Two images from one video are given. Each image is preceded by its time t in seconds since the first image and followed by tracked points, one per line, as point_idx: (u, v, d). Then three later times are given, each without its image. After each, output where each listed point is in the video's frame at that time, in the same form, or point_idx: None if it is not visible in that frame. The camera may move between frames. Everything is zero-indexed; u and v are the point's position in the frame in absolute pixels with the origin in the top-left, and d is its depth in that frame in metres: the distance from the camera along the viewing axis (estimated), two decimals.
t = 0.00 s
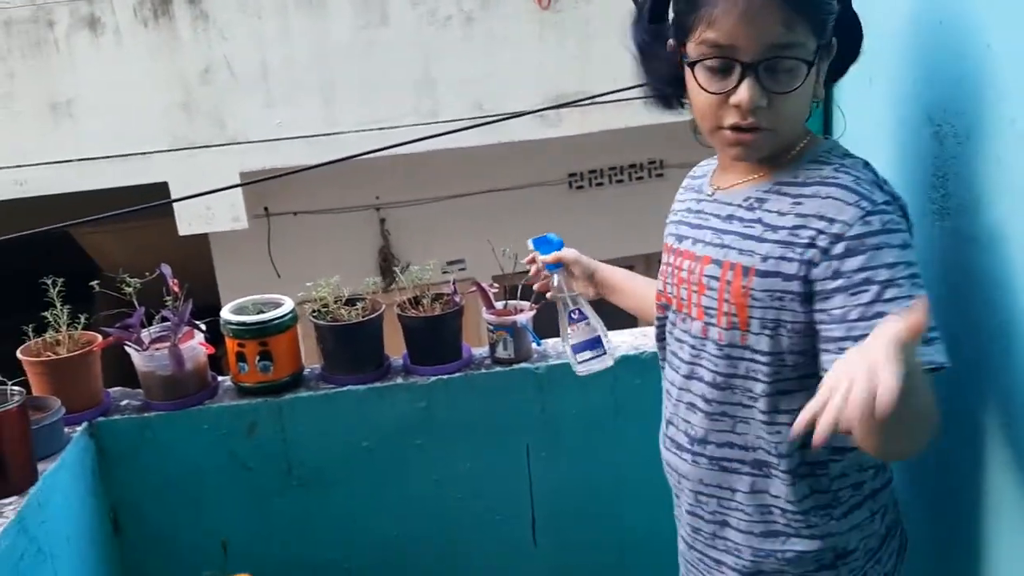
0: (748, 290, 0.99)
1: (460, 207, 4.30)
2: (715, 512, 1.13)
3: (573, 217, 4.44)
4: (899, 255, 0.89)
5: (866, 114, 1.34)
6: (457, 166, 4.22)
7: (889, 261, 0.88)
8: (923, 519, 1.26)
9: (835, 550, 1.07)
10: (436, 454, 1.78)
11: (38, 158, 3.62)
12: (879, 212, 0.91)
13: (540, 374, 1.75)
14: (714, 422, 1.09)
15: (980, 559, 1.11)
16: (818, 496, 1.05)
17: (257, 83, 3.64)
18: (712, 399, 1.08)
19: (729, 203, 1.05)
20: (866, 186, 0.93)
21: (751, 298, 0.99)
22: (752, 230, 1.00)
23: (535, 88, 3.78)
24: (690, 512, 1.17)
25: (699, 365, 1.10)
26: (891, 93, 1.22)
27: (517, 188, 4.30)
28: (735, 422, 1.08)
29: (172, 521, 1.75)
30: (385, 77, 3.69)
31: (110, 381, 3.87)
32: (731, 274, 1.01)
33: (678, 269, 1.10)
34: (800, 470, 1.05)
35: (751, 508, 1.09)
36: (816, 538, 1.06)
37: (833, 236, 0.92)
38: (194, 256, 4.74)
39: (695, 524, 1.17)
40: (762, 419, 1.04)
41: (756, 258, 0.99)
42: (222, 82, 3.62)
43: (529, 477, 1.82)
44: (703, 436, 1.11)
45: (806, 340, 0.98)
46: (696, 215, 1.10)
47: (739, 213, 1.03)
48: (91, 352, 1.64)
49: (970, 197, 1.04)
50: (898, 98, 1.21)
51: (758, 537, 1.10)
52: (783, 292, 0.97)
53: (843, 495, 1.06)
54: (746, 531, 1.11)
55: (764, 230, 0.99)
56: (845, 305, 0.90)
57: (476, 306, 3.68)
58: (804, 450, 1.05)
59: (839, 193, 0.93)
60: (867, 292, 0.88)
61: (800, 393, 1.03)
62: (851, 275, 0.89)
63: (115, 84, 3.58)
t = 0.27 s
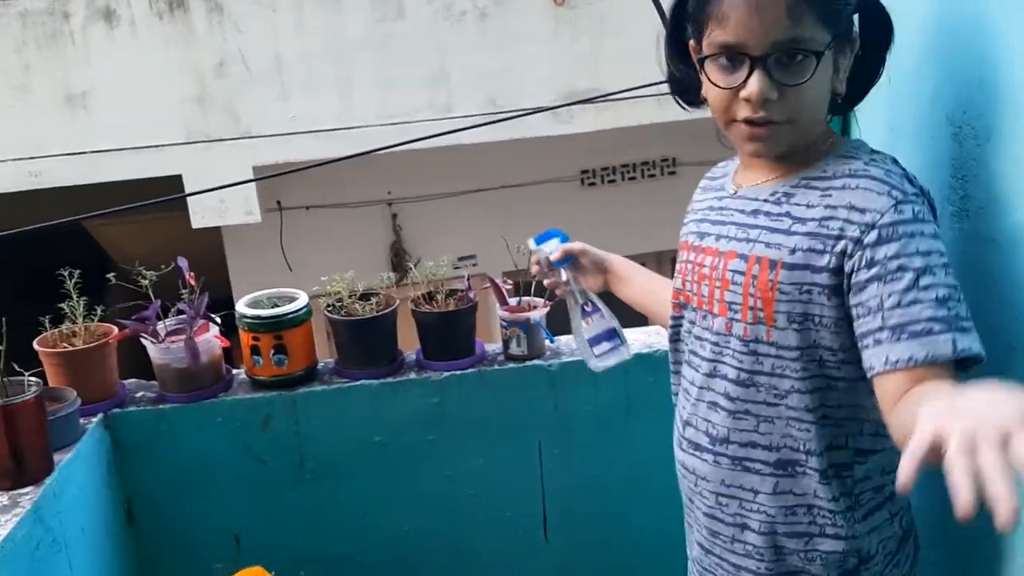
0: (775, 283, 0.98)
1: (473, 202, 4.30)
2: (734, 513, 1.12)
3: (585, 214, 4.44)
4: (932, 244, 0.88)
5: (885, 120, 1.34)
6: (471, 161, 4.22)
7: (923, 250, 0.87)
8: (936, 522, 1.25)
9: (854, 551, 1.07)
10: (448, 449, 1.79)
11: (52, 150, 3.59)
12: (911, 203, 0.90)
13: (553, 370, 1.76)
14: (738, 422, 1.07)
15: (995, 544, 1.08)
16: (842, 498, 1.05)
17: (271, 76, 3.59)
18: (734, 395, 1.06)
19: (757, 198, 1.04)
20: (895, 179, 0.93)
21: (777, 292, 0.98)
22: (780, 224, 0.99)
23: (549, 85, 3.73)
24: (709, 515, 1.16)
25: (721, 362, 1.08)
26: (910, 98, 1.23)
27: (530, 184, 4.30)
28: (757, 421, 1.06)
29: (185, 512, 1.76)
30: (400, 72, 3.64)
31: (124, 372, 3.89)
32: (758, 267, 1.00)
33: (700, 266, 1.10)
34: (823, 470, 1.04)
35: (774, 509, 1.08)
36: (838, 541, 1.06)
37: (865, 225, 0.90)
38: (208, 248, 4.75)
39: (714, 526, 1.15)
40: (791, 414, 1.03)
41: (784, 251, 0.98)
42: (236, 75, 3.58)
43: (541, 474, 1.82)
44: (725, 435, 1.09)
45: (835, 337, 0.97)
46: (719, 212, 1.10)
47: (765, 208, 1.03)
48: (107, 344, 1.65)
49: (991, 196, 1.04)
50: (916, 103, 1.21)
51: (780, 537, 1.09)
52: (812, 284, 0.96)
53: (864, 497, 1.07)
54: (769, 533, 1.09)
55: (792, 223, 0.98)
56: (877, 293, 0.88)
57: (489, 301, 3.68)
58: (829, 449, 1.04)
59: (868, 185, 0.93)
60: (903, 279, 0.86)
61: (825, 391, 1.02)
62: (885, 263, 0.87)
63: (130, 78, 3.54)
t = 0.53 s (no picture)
0: (763, 302, 0.99)
1: (483, 201, 4.31)
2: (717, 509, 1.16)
3: (595, 214, 4.43)
4: (912, 303, 0.86)
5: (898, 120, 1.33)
6: (481, 160, 4.23)
7: (900, 309, 0.86)
8: (948, 527, 1.26)
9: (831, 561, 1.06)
10: (457, 448, 1.79)
11: (67, 145, 3.53)
12: (901, 256, 0.88)
13: (563, 370, 1.76)
14: (727, 420, 1.11)
15: (1004, 552, 1.13)
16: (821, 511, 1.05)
17: (284, 74, 3.57)
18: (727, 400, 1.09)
19: (765, 203, 1.05)
20: (894, 225, 0.89)
21: (764, 311, 0.99)
22: (776, 243, 0.99)
23: (560, 84, 3.72)
24: (697, 503, 1.20)
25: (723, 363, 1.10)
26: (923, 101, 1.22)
27: (540, 184, 4.30)
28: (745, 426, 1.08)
29: (194, 509, 1.77)
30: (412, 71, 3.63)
31: (136, 369, 3.90)
32: (752, 282, 1.01)
33: (715, 267, 1.11)
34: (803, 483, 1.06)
35: (750, 506, 1.11)
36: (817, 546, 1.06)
37: (845, 271, 0.90)
38: (217, 244, 4.76)
39: (700, 511, 1.20)
40: (772, 426, 1.05)
41: (775, 273, 0.98)
42: (249, 72, 3.55)
43: (550, 474, 1.83)
44: (718, 432, 1.13)
45: (815, 359, 0.98)
46: (741, 215, 1.09)
47: (773, 222, 1.02)
48: (120, 341, 1.66)
49: (1007, 203, 1.03)
50: (930, 106, 1.21)
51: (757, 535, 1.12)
52: (796, 311, 0.96)
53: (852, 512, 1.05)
54: (745, 527, 1.13)
55: (788, 246, 0.97)
56: (848, 342, 0.89)
57: (499, 301, 3.69)
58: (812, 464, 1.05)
59: (863, 227, 0.90)
60: (872, 336, 0.87)
61: (809, 413, 1.02)
62: (858, 316, 0.88)
63: (147, 75, 3.49)
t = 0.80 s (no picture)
0: (753, 304, 0.99)
1: (493, 200, 4.31)
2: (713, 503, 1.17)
3: (605, 213, 4.43)
4: (886, 313, 0.87)
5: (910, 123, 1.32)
6: (491, 159, 4.23)
7: (873, 318, 0.87)
8: (948, 528, 1.27)
9: (816, 560, 1.06)
10: (466, 448, 1.80)
11: (80, 144, 3.52)
12: (879, 265, 0.88)
13: (573, 371, 1.76)
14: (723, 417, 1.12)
15: (1004, 553, 1.13)
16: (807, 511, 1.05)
17: (295, 73, 3.55)
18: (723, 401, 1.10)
19: (768, 209, 1.06)
20: (876, 234, 0.89)
21: (753, 314, 0.99)
22: (767, 247, 0.99)
23: (570, 83, 3.71)
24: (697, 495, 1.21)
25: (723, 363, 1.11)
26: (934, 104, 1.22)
27: (551, 183, 4.30)
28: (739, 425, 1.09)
29: (202, 506, 1.78)
30: (422, 71, 3.62)
31: (147, 367, 3.91)
32: (745, 285, 1.01)
33: (722, 268, 1.11)
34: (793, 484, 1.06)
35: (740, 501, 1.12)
36: (804, 544, 1.06)
37: (825, 279, 0.90)
38: (226, 241, 4.77)
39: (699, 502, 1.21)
40: (755, 427, 1.07)
41: (763, 277, 0.98)
42: (260, 71, 3.53)
43: (559, 475, 1.83)
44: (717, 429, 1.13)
45: (802, 364, 0.99)
46: (746, 219, 1.10)
47: (770, 229, 1.02)
48: (131, 340, 1.67)
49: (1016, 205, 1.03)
50: (941, 110, 1.21)
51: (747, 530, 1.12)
52: (781, 316, 0.96)
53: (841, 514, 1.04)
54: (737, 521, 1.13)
55: (778, 252, 0.97)
56: (824, 348, 0.90)
57: (510, 300, 3.70)
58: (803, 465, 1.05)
59: (845, 235, 0.90)
60: (845, 343, 0.88)
61: (796, 418, 1.02)
62: (834, 322, 0.89)
63: (159, 74, 3.48)
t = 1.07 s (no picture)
0: (763, 304, 0.99)
1: (504, 201, 4.31)
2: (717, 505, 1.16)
3: (616, 215, 4.43)
4: (897, 312, 0.87)
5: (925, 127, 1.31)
6: (503, 160, 4.23)
7: (884, 316, 0.86)
8: (956, 525, 1.27)
9: (819, 558, 1.06)
10: (477, 449, 1.80)
11: (94, 143, 3.52)
12: (889, 264, 0.87)
13: (585, 373, 1.77)
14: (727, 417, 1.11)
15: (1011, 555, 1.13)
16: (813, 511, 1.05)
17: (308, 73, 3.56)
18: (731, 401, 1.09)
19: (776, 210, 1.05)
20: (885, 234, 0.89)
21: (764, 315, 0.99)
22: (776, 248, 0.99)
23: (581, 83, 3.70)
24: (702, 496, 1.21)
25: (729, 363, 1.10)
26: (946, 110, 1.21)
27: (562, 184, 4.29)
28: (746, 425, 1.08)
29: (214, 505, 1.79)
30: (434, 72, 3.61)
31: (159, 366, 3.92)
32: (755, 285, 1.01)
33: (731, 268, 1.10)
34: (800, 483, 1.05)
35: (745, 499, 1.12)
36: (807, 542, 1.06)
37: (836, 279, 0.90)
38: (237, 241, 4.78)
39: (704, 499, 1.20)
40: (758, 427, 1.06)
41: (773, 277, 0.98)
42: (273, 71, 3.54)
43: (570, 476, 1.83)
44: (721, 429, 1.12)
45: (811, 364, 0.99)
46: (754, 221, 1.09)
47: (778, 229, 1.01)
48: (145, 339, 1.68)
49: None
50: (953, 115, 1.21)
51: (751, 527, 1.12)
52: (792, 316, 0.96)
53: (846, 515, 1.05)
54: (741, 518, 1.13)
55: (788, 251, 0.97)
56: (835, 346, 0.90)
57: (522, 301, 3.69)
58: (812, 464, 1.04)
59: (854, 235, 0.90)
60: (855, 342, 0.88)
61: (806, 417, 1.02)
62: (845, 321, 0.88)
63: (173, 73, 3.48)
